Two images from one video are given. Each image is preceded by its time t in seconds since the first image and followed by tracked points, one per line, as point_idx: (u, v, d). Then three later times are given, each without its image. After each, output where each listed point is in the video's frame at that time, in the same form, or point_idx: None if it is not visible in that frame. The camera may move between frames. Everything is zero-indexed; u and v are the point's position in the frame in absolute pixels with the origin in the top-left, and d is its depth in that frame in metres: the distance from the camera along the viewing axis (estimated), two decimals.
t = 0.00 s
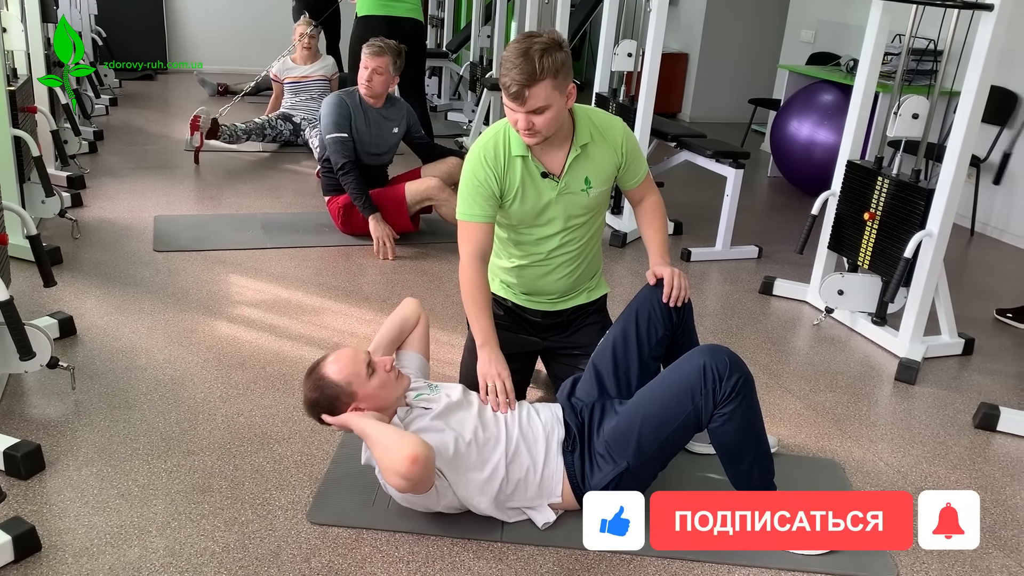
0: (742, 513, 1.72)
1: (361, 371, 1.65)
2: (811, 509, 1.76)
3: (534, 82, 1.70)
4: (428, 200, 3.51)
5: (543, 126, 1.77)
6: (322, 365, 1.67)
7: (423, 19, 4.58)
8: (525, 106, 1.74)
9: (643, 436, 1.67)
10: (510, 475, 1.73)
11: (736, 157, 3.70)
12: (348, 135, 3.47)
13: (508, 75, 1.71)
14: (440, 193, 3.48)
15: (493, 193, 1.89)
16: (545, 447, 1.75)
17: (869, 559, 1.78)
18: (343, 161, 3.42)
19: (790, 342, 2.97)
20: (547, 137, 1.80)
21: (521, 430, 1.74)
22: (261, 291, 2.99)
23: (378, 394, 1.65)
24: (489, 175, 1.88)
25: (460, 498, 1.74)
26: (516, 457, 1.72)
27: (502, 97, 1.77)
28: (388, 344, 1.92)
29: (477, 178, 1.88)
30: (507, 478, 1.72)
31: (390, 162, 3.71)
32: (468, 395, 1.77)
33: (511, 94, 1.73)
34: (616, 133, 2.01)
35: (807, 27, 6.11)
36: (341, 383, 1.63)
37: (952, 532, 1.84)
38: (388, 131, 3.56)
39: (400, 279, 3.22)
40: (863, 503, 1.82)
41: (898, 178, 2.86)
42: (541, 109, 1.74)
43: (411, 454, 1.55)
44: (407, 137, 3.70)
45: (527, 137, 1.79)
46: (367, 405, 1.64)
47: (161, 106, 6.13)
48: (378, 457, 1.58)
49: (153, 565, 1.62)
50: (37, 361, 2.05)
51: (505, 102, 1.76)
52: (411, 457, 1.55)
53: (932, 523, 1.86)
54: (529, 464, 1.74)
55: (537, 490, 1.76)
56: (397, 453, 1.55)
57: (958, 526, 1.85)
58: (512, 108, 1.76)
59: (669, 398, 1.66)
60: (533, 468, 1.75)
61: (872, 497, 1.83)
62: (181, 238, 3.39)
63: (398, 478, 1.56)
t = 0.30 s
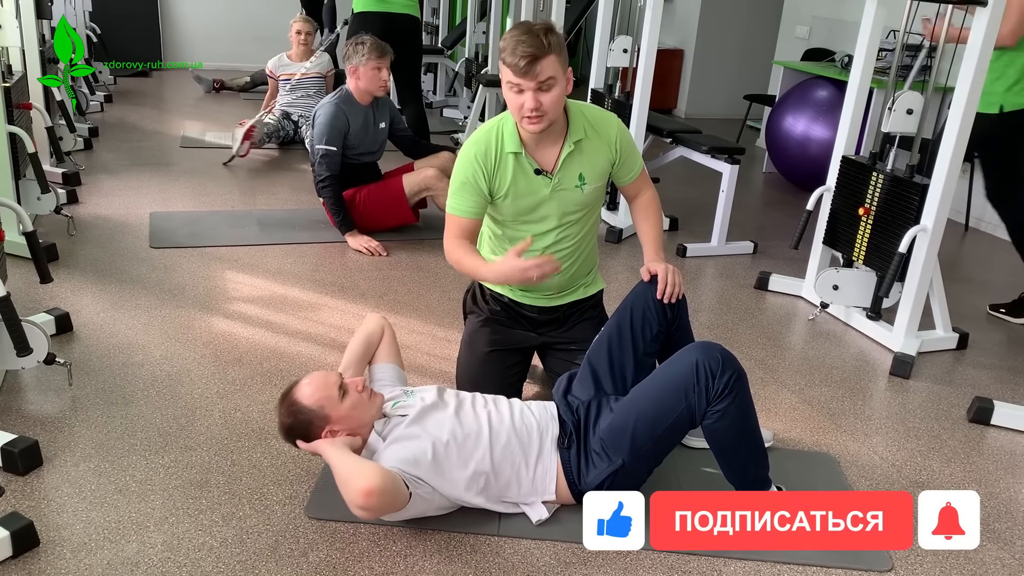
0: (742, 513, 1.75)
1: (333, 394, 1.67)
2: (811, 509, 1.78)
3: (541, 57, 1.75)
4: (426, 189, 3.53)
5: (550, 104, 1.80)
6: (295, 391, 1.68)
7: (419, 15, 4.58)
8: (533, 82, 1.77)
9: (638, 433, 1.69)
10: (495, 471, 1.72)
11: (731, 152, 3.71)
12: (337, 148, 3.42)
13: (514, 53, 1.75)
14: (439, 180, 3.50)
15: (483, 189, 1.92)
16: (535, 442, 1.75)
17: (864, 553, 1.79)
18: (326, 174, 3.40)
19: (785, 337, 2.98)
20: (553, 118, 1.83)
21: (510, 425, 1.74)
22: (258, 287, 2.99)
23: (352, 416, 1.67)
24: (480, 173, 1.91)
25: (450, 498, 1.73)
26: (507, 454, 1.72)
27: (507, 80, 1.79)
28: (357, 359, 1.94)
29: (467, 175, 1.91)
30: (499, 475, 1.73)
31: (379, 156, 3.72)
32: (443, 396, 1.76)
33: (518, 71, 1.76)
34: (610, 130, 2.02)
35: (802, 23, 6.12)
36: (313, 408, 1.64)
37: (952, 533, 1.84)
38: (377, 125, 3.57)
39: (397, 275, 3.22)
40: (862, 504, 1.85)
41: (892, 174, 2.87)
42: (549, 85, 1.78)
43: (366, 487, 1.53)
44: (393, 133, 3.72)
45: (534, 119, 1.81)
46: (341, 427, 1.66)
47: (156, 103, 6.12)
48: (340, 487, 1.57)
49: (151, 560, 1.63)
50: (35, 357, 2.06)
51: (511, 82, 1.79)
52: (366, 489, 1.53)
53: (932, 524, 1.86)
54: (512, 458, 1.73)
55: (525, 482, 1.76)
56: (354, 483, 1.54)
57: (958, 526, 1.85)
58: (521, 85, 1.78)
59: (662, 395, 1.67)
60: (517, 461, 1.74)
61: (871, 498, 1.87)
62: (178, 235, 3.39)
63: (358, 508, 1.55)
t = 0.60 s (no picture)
0: (742, 513, 1.74)
1: (316, 415, 1.67)
2: (811, 509, 1.77)
3: (545, 40, 1.80)
4: (428, 184, 3.55)
5: (553, 88, 1.82)
6: (280, 412, 1.69)
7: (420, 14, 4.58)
8: (538, 64, 1.80)
9: (637, 432, 1.69)
10: (483, 465, 1.72)
11: (731, 152, 3.71)
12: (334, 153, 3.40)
13: (517, 38, 1.79)
14: (441, 176, 3.53)
15: (485, 186, 1.94)
16: (527, 435, 1.75)
17: (863, 553, 1.79)
18: (321, 180, 3.39)
19: (785, 336, 2.99)
20: (556, 104, 1.84)
21: (500, 418, 1.74)
22: (258, 285, 2.99)
23: (336, 433, 1.67)
24: (481, 170, 1.92)
25: (445, 496, 1.73)
26: (498, 449, 1.72)
27: (510, 67, 1.82)
28: (340, 374, 1.96)
29: (469, 171, 1.92)
30: (492, 469, 1.73)
31: (372, 153, 3.72)
32: (429, 395, 1.75)
33: (521, 55, 1.80)
34: (608, 127, 2.02)
35: (802, 23, 6.12)
36: (297, 430, 1.65)
37: (952, 533, 1.84)
38: (367, 121, 3.57)
39: (396, 273, 3.22)
40: (863, 503, 1.83)
41: (892, 173, 2.87)
42: (553, 68, 1.81)
43: (335, 533, 1.52)
44: (379, 128, 3.74)
45: (538, 103, 1.82)
46: (327, 446, 1.67)
47: (157, 101, 6.12)
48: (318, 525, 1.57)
49: (151, 558, 1.63)
50: (35, 355, 2.06)
51: (515, 68, 1.82)
52: (336, 535, 1.51)
53: (932, 524, 1.85)
54: (500, 451, 1.73)
55: (517, 475, 1.76)
56: (326, 527, 1.53)
57: (958, 526, 1.85)
58: (525, 70, 1.81)
59: (662, 394, 1.67)
60: (504, 455, 1.73)
61: (871, 497, 1.84)
62: (178, 233, 3.39)
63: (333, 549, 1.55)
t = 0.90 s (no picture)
0: (742, 513, 1.75)
1: (312, 426, 1.71)
2: (811, 509, 1.79)
3: (548, 41, 1.80)
4: (430, 187, 3.56)
5: (557, 89, 1.82)
6: (278, 427, 1.74)
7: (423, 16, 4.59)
8: (541, 65, 1.80)
9: (641, 434, 1.69)
10: (481, 465, 1.72)
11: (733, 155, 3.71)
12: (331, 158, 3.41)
13: (521, 39, 1.80)
14: (443, 178, 3.53)
15: (489, 189, 1.94)
16: (524, 434, 1.75)
17: (864, 555, 1.79)
18: (320, 185, 3.40)
19: (787, 340, 2.98)
20: (559, 105, 1.84)
21: (497, 418, 1.74)
22: (261, 287, 3.00)
23: (334, 443, 1.71)
24: (486, 171, 1.92)
25: (445, 497, 1.74)
26: (496, 449, 1.73)
27: (514, 68, 1.82)
28: (337, 386, 1.97)
29: (473, 173, 1.92)
30: (491, 469, 1.73)
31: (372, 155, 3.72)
32: (426, 397, 1.76)
33: (525, 56, 1.80)
34: (610, 129, 2.02)
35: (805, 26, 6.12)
36: (294, 443, 1.70)
37: (952, 533, 1.85)
38: (365, 123, 3.58)
39: (399, 276, 3.23)
40: (862, 503, 1.85)
41: (895, 177, 2.87)
42: (556, 69, 1.81)
43: (328, 554, 1.51)
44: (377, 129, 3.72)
45: (541, 103, 1.82)
46: (326, 456, 1.71)
47: (160, 103, 6.14)
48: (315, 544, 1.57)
49: (153, 560, 1.63)
50: (38, 357, 2.06)
51: (519, 69, 1.82)
52: (328, 557, 1.51)
53: (932, 524, 1.87)
54: (498, 451, 1.73)
55: (515, 474, 1.75)
56: (320, 548, 1.53)
57: (958, 526, 1.86)
58: (529, 70, 1.81)
59: (665, 397, 1.67)
60: (501, 455, 1.73)
61: (871, 497, 1.86)
62: (181, 235, 3.40)
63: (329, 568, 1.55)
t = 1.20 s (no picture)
0: (742, 513, 1.73)
1: (311, 432, 1.72)
2: (811, 508, 1.77)
3: (550, 47, 1.80)
4: (432, 192, 3.56)
5: (559, 94, 1.83)
6: (277, 433, 1.74)
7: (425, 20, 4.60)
8: (543, 70, 1.80)
9: (642, 439, 1.69)
10: (481, 469, 1.72)
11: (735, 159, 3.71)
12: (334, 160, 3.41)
13: (523, 45, 1.80)
14: (445, 183, 3.52)
15: (490, 193, 1.94)
16: (524, 438, 1.76)
17: (866, 558, 1.79)
18: (324, 187, 3.39)
19: (789, 344, 2.98)
20: (561, 110, 1.85)
21: (497, 423, 1.74)
22: (263, 291, 3.00)
23: (334, 448, 1.72)
24: (487, 175, 1.93)
25: (445, 501, 1.74)
26: (496, 453, 1.73)
27: (516, 73, 1.82)
28: (336, 393, 1.97)
29: (475, 176, 1.92)
30: (491, 473, 1.74)
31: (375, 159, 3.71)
32: (426, 401, 1.76)
33: (526, 61, 1.80)
34: (612, 133, 2.03)
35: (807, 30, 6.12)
36: (295, 449, 1.70)
37: (952, 533, 1.87)
38: (366, 128, 3.58)
39: (400, 279, 3.23)
40: (863, 503, 1.83)
41: (896, 181, 2.87)
42: (558, 75, 1.82)
43: (328, 559, 1.52)
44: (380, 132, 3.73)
45: (543, 109, 1.82)
46: (326, 462, 1.71)
47: (163, 107, 6.15)
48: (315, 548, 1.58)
49: (154, 564, 1.63)
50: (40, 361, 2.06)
51: (521, 74, 1.82)
52: (329, 562, 1.52)
53: (932, 524, 1.88)
54: (498, 455, 1.73)
55: (516, 478, 1.76)
56: (320, 553, 1.54)
57: (959, 526, 1.87)
58: (531, 76, 1.81)
59: (666, 402, 1.67)
60: (501, 458, 1.73)
61: (872, 497, 1.84)
62: (183, 239, 3.40)
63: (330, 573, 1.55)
